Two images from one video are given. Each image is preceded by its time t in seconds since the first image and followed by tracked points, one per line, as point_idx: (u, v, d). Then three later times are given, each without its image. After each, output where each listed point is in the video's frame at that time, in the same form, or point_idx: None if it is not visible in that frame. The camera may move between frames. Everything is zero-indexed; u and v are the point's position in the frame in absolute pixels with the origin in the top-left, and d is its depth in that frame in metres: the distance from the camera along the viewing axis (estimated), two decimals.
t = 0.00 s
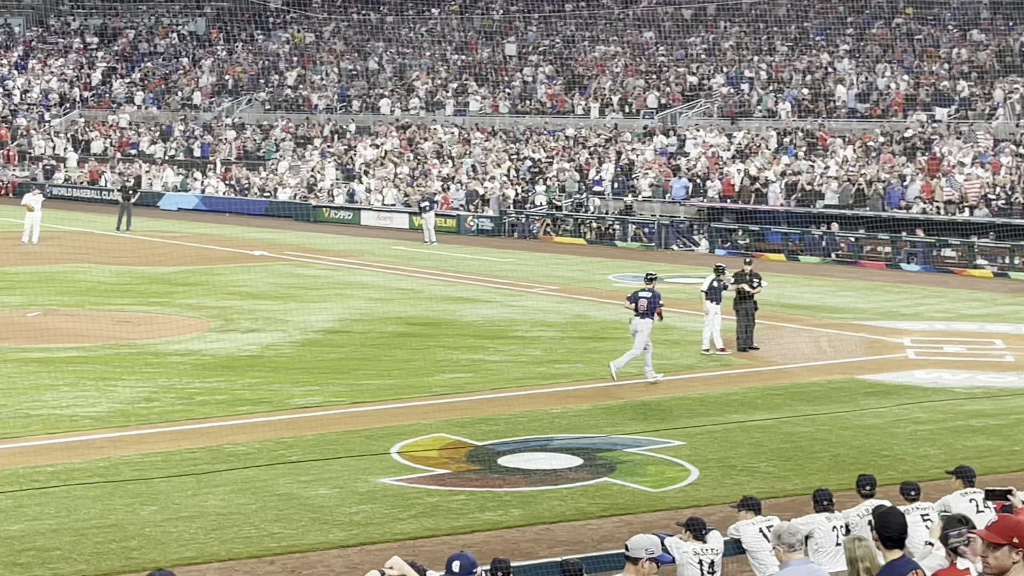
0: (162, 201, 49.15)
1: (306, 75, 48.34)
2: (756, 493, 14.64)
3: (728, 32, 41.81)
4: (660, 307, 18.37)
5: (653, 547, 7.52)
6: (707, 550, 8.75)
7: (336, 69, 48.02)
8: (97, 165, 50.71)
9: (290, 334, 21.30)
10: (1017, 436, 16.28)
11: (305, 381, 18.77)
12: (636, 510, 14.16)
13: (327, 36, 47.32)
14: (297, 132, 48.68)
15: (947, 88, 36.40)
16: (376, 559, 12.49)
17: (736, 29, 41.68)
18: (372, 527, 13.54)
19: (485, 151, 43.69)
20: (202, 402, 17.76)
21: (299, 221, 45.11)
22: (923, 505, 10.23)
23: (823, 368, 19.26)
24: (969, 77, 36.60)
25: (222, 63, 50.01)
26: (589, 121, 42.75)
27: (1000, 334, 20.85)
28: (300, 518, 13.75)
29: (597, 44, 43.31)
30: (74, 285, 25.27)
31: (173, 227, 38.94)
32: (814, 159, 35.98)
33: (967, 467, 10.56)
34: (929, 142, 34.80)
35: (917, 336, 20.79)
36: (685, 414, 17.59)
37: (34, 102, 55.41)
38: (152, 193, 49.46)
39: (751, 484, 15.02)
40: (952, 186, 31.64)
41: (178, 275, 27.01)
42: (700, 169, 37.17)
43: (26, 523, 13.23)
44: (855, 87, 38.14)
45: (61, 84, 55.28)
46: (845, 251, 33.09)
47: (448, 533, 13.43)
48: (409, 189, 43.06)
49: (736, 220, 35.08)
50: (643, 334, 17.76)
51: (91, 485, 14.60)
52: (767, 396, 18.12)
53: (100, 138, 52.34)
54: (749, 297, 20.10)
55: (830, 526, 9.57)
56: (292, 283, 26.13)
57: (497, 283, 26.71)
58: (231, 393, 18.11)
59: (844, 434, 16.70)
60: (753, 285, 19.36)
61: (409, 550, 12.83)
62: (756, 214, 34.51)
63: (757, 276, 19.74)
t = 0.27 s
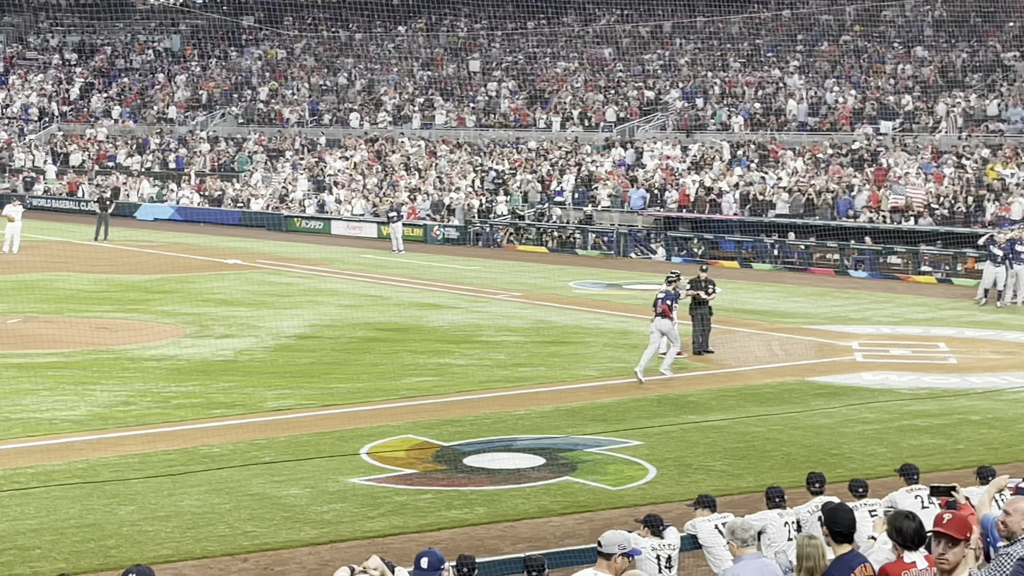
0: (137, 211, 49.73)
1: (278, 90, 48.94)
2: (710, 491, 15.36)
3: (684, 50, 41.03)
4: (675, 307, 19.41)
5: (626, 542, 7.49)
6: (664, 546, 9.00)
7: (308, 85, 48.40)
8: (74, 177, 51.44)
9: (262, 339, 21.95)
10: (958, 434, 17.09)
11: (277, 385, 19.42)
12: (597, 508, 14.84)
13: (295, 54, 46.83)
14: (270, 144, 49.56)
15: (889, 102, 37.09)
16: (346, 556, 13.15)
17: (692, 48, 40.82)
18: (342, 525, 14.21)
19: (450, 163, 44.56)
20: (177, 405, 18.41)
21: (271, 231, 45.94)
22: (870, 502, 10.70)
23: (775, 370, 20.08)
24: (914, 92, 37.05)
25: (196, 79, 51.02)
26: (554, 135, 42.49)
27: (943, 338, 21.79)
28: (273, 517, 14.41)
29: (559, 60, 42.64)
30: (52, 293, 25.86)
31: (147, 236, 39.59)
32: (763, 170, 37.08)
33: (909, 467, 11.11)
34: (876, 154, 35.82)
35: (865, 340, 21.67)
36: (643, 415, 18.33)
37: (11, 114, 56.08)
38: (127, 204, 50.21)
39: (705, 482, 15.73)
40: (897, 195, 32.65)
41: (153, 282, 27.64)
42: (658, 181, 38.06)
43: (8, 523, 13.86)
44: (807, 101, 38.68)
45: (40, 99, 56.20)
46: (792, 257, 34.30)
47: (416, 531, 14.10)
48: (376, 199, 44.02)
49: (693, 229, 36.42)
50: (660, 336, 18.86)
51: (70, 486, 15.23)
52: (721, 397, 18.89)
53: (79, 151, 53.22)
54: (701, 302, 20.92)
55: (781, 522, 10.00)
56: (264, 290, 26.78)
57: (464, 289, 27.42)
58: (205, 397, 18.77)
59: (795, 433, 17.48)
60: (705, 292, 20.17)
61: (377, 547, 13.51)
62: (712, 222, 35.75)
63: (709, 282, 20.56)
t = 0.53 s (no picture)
0: (125, 220, 51.33)
1: (260, 105, 49.62)
2: (673, 487, 16.17)
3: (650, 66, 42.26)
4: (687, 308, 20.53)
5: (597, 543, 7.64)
6: (631, 539, 9.43)
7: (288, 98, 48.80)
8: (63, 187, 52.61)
9: (245, 343, 22.73)
10: (909, 432, 17.97)
11: (259, 387, 20.20)
12: (566, 504, 15.62)
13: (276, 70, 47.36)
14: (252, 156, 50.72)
15: (844, 116, 38.24)
16: (327, 550, 13.91)
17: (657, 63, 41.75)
18: (322, 522, 14.98)
19: (425, 174, 45.75)
20: (163, 406, 19.17)
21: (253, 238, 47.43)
22: (826, 497, 11.14)
23: (737, 372, 20.97)
24: (865, 106, 38.07)
25: (181, 94, 51.29)
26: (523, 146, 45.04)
27: (897, 340, 22.75)
28: (255, 515, 15.18)
29: (529, 76, 45.14)
30: (41, 299, 26.63)
31: (132, 245, 40.53)
32: (722, 180, 38.41)
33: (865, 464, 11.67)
34: (832, 165, 37.06)
35: (823, 343, 22.61)
36: (610, 415, 19.16)
37: None
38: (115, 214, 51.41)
39: (669, 479, 16.54)
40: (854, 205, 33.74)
41: (140, 288, 28.43)
42: (624, 191, 39.26)
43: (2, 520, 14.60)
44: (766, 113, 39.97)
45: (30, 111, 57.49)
46: (753, 265, 35.63)
47: (393, 527, 14.87)
48: (353, 208, 45.22)
49: (658, 237, 37.81)
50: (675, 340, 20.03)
51: (61, 485, 15.97)
52: (684, 398, 19.75)
53: (69, 163, 54.44)
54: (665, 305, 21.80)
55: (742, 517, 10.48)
56: (246, 296, 27.58)
57: (440, 295, 28.27)
58: (190, 399, 19.54)
59: (755, 432, 18.33)
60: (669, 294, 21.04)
61: (355, 542, 14.28)
62: (677, 231, 37.07)
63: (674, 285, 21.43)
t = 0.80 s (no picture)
0: (96, 227, 51.11)
1: (231, 112, 48.82)
2: (645, 493, 16.21)
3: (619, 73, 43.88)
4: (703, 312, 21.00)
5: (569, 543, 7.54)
6: (603, 546, 9.40)
7: (260, 106, 48.60)
8: (35, 196, 52.34)
9: (217, 351, 22.71)
10: (879, 437, 18.08)
11: (232, 395, 20.18)
12: (537, 511, 15.58)
13: (248, 77, 47.58)
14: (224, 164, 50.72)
15: (813, 124, 39.45)
16: (299, 558, 13.90)
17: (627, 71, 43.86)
18: (294, 529, 14.98)
19: (397, 182, 45.91)
20: (135, 414, 19.13)
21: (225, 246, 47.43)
22: (797, 503, 11.32)
23: (708, 378, 21.07)
24: (835, 113, 39.30)
25: (154, 102, 50.73)
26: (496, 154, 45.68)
27: (866, 346, 22.92)
28: (227, 522, 15.16)
29: (500, 84, 46.60)
30: (11, 307, 26.51)
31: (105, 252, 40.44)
32: (694, 189, 38.71)
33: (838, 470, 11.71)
34: (802, 173, 37.64)
35: (793, 349, 22.75)
36: (583, 422, 19.22)
37: None
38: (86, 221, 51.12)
39: (642, 485, 16.57)
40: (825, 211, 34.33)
41: (111, 297, 28.35)
42: (595, 198, 39.57)
43: None
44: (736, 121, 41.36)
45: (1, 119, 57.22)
46: (725, 271, 35.30)
47: (365, 534, 14.87)
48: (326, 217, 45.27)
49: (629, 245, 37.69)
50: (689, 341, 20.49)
51: (31, 493, 15.93)
52: (656, 404, 19.82)
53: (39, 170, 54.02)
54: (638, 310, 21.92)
55: (715, 522, 10.57)
56: (218, 304, 27.55)
57: (413, 302, 28.31)
58: (162, 407, 19.51)
59: (726, 437, 18.40)
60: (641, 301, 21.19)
61: (328, 549, 14.27)
62: (647, 238, 37.26)
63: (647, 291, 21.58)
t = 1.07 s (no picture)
0: (79, 235, 50.55)
1: (213, 122, 49.96)
2: (621, 495, 16.54)
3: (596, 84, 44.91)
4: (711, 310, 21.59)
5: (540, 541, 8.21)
6: (580, 547, 9.71)
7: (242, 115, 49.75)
8: (18, 203, 52.50)
9: (199, 357, 22.97)
10: (851, 440, 18.45)
11: (214, 400, 20.46)
12: (515, 513, 15.87)
13: (230, 87, 48.23)
14: (206, 172, 51.02)
15: (786, 133, 40.00)
16: (281, 561, 14.18)
17: (603, 82, 44.66)
18: (277, 532, 15.27)
19: (377, 190, 46.20)
20: (119, 420, 19.40)
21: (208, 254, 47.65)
22: (771, 504, 11.80)
23: (684, 383, 21.43)
24: (808, 122, 40.04)
25: (137, 111, 51.64)
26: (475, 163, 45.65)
27: (839, 351, 23.32)
28: (211, 526, 15.44)
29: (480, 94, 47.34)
30: None
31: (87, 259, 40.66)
32: (671, 197, 39.16)
33: (809, 471, 11.97)
34: (775, 181, 38.03)
35: (767, 353, 23.14)
36: (561, 426, 19.55)
37: None
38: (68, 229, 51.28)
39: (618, 488, 16.88)
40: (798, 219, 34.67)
41: (94, 303, 28.57)
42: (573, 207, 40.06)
43: None
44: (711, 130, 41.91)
45: None
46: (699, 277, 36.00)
47: (347, 537, 15.17)
48: (307, 225, 45.59)
49: (606, 251, 38.43)
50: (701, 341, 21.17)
51: (17, 498, 16.19)
52: (632, 408, 20.17)
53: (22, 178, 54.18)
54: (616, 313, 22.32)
55: (690, 524, 10.91)
56: (201, 310, 27.81)
57: (393, 309, 28.60)
58: (145, 412, 19.77)
59: (701, 441, 18.75)
60: (624, 305, 21.64)
61: (309, 552, 14.55)
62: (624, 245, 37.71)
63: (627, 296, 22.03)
